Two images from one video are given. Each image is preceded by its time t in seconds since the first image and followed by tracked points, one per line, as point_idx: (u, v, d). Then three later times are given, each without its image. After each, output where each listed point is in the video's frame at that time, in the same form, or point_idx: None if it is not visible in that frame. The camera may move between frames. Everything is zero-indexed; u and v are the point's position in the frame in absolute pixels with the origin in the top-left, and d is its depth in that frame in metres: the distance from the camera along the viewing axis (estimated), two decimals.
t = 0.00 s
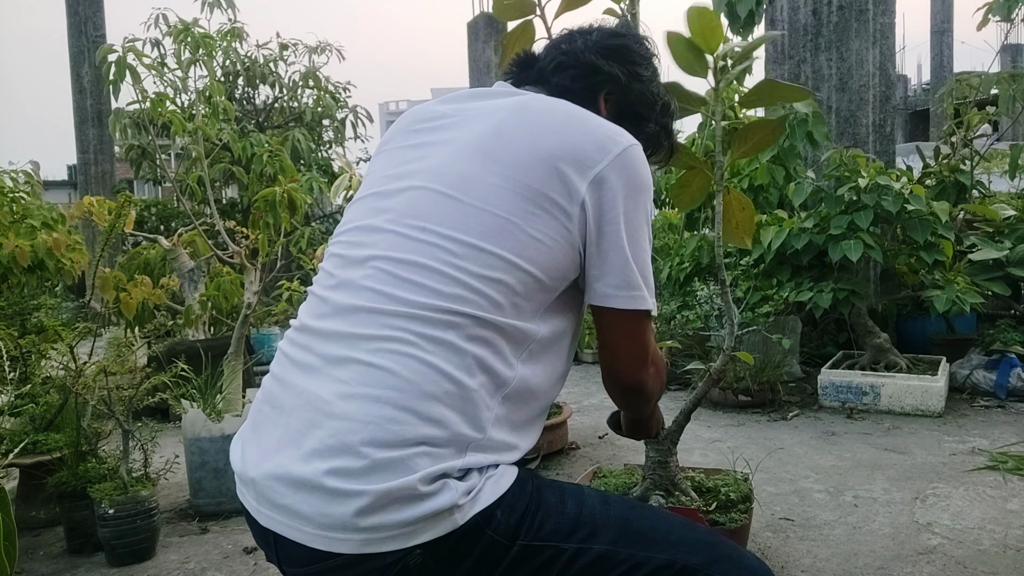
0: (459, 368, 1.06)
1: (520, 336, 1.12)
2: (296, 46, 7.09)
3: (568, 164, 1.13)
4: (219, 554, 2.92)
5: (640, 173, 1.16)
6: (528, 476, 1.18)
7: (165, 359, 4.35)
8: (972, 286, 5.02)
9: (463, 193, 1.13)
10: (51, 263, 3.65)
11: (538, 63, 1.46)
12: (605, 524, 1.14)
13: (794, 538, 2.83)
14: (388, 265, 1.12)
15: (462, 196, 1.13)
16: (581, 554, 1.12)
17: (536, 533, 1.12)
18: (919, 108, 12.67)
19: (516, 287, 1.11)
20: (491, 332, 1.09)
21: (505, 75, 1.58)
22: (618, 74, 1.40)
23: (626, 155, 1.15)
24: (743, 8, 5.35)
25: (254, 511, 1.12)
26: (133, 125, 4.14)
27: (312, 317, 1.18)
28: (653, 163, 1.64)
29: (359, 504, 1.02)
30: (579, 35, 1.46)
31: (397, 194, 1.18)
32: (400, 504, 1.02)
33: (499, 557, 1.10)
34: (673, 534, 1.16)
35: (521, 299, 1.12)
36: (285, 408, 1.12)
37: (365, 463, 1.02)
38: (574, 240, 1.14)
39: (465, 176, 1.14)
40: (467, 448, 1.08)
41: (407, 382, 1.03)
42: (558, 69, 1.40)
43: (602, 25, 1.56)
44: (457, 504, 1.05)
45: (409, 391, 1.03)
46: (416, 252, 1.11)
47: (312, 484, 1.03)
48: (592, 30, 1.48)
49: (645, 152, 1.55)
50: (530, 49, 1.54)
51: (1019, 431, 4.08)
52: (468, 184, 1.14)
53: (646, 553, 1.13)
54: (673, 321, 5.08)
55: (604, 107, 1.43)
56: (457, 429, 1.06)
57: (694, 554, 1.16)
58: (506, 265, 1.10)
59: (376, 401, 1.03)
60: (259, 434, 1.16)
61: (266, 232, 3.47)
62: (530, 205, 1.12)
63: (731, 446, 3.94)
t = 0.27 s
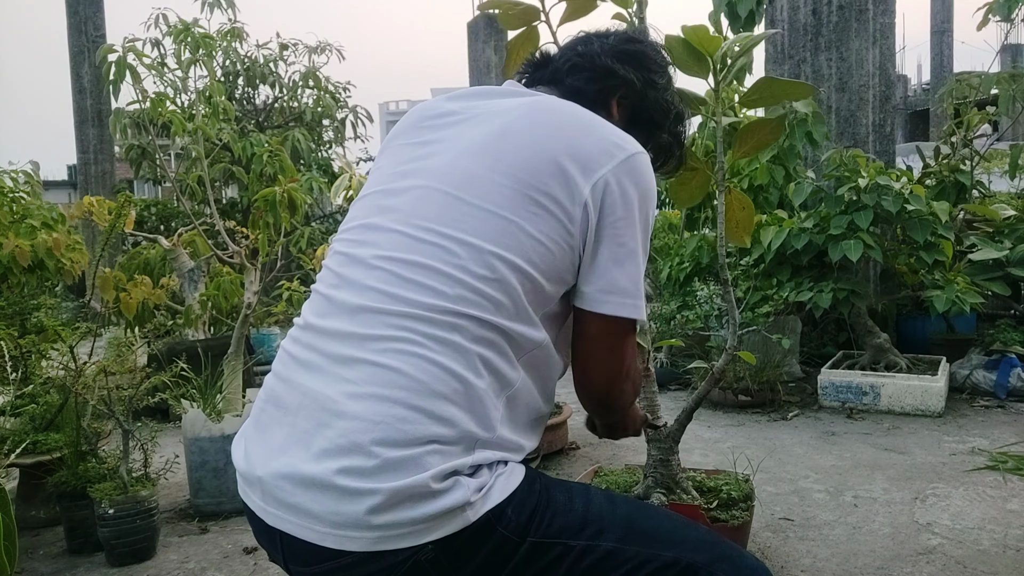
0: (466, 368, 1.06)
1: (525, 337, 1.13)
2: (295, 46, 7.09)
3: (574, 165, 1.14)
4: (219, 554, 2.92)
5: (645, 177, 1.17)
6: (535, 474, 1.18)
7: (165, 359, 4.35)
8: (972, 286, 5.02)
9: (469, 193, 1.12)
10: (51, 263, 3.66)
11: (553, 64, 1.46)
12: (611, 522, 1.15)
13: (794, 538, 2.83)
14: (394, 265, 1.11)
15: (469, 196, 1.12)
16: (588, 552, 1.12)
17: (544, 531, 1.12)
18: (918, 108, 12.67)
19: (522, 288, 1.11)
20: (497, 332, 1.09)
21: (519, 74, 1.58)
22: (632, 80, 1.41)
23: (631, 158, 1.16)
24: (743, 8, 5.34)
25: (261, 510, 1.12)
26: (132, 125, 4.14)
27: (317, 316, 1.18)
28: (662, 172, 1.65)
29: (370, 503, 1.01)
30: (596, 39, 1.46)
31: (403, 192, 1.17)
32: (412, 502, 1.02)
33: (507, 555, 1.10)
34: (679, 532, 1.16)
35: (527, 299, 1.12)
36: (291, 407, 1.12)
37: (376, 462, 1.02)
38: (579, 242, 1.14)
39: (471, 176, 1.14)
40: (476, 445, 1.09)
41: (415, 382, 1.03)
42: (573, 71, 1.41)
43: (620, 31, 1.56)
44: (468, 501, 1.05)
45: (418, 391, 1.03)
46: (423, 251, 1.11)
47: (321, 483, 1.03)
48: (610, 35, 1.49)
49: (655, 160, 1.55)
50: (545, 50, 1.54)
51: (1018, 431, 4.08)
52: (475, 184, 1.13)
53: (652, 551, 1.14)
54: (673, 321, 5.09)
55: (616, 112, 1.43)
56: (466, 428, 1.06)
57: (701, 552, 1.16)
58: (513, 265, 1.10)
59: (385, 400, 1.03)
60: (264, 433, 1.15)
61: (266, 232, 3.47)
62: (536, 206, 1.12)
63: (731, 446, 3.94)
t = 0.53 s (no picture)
0: (461, 369, 1.06)
1: (521, 337, 1.13)
2: (295, 46, 7.09)
3: (567, 163, 1.14)
4: (219, 554, 2.92)
5: (642, 171, 1.17)
6: (535, 480, 1.18)
7: (165, 359, 4.35)
8: (972, 286, 5.02)
9: (462, 194, 1.12)
10: (51, 263, 3.66)
11: (550, 63, 1.46)
12: (615, 531, 1.15)
13: (794, 538, 2.83)
14: (387, 267, 1.11)
15: (462, 197, 1.12)
16: (590, 560, 1.12)
17: (545, 539, 1.12)
18: (919, 108, 12.68)
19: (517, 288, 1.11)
20: (492, 333, 1.09)
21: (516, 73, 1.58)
22: (629, 78, 1.41)
23: (626, 153, 1.15)
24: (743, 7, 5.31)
25: (259, 516, 1.12)
26: (132, 125, 4.14)
27: (312, 320, 1.18)
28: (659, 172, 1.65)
29: (364, 510, 1.01)
30: (593, 37, 1.46)
31: (396, 194, 1.17)
32: (407, 509, 1.02)
33: (509, 563, 1.10)
34: (682, 540, 1.17)
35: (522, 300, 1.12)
36: (287, 412, 1.12)
37: (369, 468, 1.01)
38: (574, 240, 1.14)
39: (464, 177, 1.14)
40: (473, 450, 1.08)
41: (408, 386, 1.03)
42: (570, 70, 1.40)
43: (616, 29, 1.56)
44: (465, 508, 1.05)
45: (412, 395, 1.03)
46: (416, 254, 1.10)
47: (315, 490, 1.03)
48: (607, 33, 1.49)
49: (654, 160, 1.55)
50: (542, 49, 1.54)
51: (1018, 431, 4.08)
52: (468, 185, 1.13)
53: (656, 560, 1.14)
54: (673, 321, 5.09)
55: (613, 110, 1.43)
56: (461, 431, 1.06)
57: (705, 561, 1.16)
58: (507, 265, 1.10)
59: (379, 404, 1.03)
60: (261, 439, 1.15)
61: (266, 232, 3.47)
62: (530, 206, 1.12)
63: (731, 446, 3.94)
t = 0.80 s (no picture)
0: (458, 369, 1.06)
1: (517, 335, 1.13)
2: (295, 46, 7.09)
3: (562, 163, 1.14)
4: (219, 554, 2.92)
5: (636, 168, 1.17)
6: (538, 481, 1.18)
7: (165, 359, 4.35)
8: (972, 286, 5.02)
9: (457, 193, 1.12)
10: (51, 263, 3.66)
11: (546, 60, 1.46)
12: (616, 531, 1.15)
13: (794, 538, 2.83)
14: (382, 266, 1.11)
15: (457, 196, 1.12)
16: (592, 561, 1.13)
17: (547, 540, 1.12)
18: (919, 108, 12.68)
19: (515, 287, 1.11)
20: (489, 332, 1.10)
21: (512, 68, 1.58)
22: (627, 76, 1.41)
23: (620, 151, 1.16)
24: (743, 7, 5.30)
25: (259, 519, 1.12)
26: (132, 125, 4.14)
27: (307, 320, 1.18)
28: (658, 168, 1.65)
29: (365, 511, 1.01)
30: (590, 34, 1.46)
31: (392, 193, 1.17)
32: (409, 509, 1.02)
33: (509, 563, 1.10)
34: (685, 542, 1.17)
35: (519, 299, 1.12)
36: (285, 413, 1.12)
37: (368, 469, 1.01)
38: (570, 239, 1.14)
39: (459, 176, 1.14)
40: (473, 449, 1.09)
41: (405, 386, 1.03)
42: (567, 68, 1.41)
43: (613, 25, 1.56)
44: (467, 508, 1.05)
45: (410, 394, 1.03)
46: (412, 253, 1.10)
47: (315, 492, 1.03)
48: (603, 30, 1.49)
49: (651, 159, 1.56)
50: (538, 46, 1.54)
51: (1019, 431, 4.08)
52: (464, 185, 1.13)
53: (657, 561, 1.14)
54: (673, 321, 5.09)
55: (610, 108, 1.43)
56: (459, 430, 1.06)
57: (706, 563, 1.16)
58: (504, 265, 1.10)
59: (376, 405, 1.03)
60: (260, 441, 1.15)
61: (266, 232, 3.47)
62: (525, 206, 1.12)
63: (731, 446, 3.94)
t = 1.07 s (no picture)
0: (453, 370, 1.06)
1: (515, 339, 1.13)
2: (295, 46, 7.09)
3: (560, 168, 1.13)
4: (219, 554, 2.92)
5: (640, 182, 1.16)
6: (530, 477, 1.18)
7: (165, 359, 4.35)
8: (972, 286, 5.02)
9: (456, 194, 1.12)
10: (51, 263, 3.65)
11: (551, 62, 1.46)
12: (608, 528, 1.14)
13: (794, 538, 2.83)
14: (379, 266, 1.11)
15: (455, 198, 1.12)
16: (584, 558, 1.12)
17: (540, 536, 1.12)
18: (918, 108, 12.69)
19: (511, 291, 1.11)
20: (485, 334, 1.09)
21: (516, 71, 1.59)
22: (632, 77, 1.41)
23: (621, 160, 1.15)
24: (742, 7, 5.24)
25: (254, 514, 1.12)
26: (133, 124, 4.14)
27: (307, 316, 1.18)
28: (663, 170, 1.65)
29: (360, 508, 1.02)
30: (594, 36, 1.47)
31: (390, 193, 1.17)
32: (402, 506, 1.02)
33: (502, 559, 1.10)
34: (678, 538, 1.17)
35: (516, 302, 1.12)
36: (281, 409, 1.12)
37: (363, 467, 1.02)
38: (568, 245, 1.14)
39: (457, 177, 1.14)
40: (467, 446, 1.09)
41: (400, 387, 1.03)
42: (572, 68, 1.40)
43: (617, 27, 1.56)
44: (461, 505, 1.05)
45: (405, 394, 1.03)
46: (408, 254, 1.10)
47: (309, 489, 1.03)
48: (607, 32, 1.49)
49: (655, 161, 1.56)
50: (542, 48, 1.54)
51: (1018, 431, 4.08)
52: (463, 186, 1.13)
53: (650, 557, 1.14)
54: (673, 321, 5.08)
55: (615, 109, 1.43)
56: (454, 430, 1.06)
57: (699, 559, 1.16)
58: (501, 268, 1.10)
59: (371, 405, 1.03)
60: (256, 436, 1.16)
61: (266, 232, 3.47)
62: (524, 211, 1.12)
63: (731, 446, 3.94)
